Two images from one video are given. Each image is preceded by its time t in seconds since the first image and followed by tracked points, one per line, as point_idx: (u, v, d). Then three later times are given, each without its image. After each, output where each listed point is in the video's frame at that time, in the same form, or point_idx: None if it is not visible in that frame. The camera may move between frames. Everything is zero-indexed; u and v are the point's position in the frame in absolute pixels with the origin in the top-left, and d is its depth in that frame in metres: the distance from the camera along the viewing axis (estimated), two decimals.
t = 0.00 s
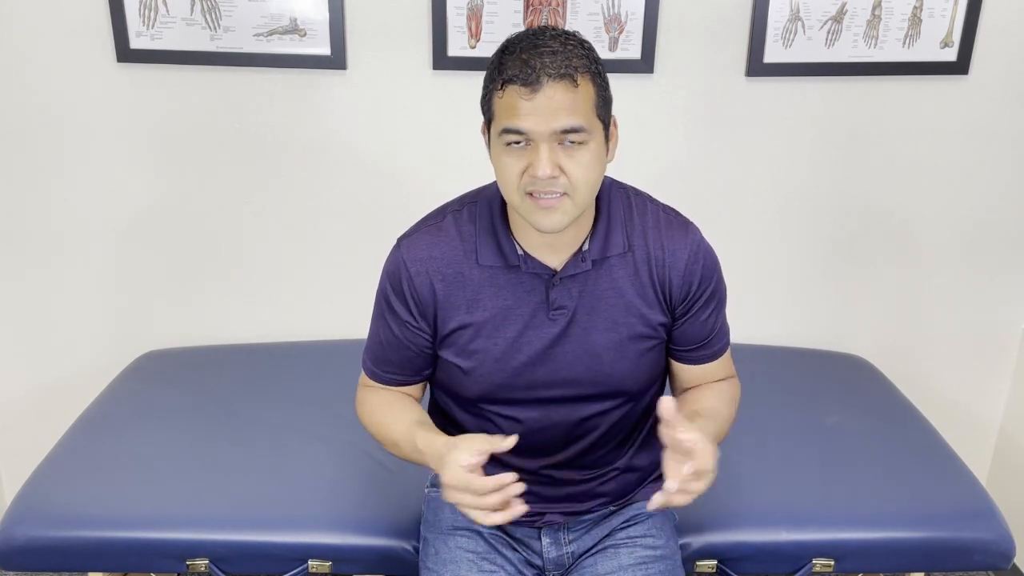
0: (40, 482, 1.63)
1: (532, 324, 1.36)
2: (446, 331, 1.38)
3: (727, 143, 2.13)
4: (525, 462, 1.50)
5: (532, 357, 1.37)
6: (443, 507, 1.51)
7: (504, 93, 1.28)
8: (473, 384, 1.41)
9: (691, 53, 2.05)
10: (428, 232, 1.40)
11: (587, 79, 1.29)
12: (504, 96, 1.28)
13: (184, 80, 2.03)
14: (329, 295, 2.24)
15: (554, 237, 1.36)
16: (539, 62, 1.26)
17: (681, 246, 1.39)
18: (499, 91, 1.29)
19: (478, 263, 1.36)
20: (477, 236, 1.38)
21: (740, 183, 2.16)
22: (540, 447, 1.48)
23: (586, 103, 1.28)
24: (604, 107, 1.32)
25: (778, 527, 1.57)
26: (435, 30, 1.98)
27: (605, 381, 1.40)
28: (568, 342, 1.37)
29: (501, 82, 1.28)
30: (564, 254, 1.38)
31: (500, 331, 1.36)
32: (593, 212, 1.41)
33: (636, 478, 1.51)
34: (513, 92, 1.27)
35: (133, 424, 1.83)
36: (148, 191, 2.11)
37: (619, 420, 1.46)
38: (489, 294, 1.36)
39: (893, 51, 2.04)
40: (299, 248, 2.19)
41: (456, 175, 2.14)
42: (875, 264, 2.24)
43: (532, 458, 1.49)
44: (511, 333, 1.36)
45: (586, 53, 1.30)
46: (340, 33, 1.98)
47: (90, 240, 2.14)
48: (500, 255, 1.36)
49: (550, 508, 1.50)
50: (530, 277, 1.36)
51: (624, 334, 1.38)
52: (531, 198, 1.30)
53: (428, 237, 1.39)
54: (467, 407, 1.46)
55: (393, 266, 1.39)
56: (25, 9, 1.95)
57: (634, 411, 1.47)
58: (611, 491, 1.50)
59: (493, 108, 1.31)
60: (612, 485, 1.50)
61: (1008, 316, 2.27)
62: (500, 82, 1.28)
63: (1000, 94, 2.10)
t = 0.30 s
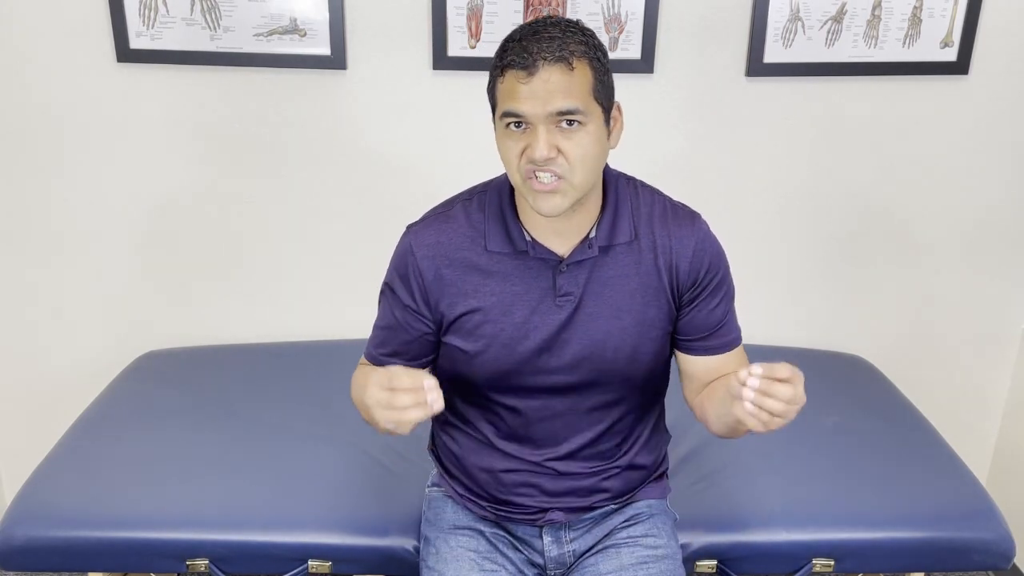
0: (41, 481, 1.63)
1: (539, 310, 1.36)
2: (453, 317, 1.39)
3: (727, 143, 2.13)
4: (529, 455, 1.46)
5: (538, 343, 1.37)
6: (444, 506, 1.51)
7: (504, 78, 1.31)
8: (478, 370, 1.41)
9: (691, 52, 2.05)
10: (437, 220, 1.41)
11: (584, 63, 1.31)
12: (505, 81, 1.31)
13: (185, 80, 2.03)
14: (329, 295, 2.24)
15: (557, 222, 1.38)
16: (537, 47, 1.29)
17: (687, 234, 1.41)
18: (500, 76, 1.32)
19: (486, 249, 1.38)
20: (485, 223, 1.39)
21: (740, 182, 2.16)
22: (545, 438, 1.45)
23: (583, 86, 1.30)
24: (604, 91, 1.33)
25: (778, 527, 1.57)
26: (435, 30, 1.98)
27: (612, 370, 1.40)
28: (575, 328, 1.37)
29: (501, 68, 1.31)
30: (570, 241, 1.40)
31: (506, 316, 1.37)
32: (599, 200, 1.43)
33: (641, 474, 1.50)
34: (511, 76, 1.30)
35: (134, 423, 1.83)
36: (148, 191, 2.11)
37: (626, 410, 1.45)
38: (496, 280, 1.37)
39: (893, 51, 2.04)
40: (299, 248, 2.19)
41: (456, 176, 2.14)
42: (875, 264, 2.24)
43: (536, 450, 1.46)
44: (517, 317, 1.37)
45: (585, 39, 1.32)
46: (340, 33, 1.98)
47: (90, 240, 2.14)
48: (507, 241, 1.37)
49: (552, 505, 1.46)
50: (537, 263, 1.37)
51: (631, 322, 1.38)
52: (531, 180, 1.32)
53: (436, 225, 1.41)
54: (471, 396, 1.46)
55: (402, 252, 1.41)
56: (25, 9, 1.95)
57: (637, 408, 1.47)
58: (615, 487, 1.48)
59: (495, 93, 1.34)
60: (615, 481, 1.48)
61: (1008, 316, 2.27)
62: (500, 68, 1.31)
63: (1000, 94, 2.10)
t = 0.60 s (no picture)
0: (40, 482, 1.63)
1: (544, 302, 1.37)
2: (459, 311, 1.39)
3: (727, 143, 2.13)
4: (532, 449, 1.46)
5: (542, 335, 1.38)
6: (444, 506, 1.51)
7: (508, 77, 1.30)
8: (483, 361, 1.42)
9: (691, 53, 2.05)
10: (443, 215, 1.41)
11: (587, 64, 1.30)
12: (507, 79, 1.31)
13: (184, 81, 2.03)
14: (329, 294, 2.24)
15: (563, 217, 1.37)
16: (541, 48, 1.29)
17: (686, 228, 1.42)
18: (504, 74, 1.32)
19: (491, 242, 1.37)
20: (491, 217, 1.39)
21: (741, 183, 2.16)
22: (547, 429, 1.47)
23: (585, 86, 1.30)
24: (606, 90, 1.33)
25: (778, 527, 1.57)
26: (435, 30, 1.98)
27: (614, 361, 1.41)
28: (580, 319, 1.38)
29: (505, 67, 1.30)
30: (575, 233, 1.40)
31: (512, 308, 1.37)
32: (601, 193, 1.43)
33: (642, 470, 1.51)
34: (515, 76, 1.29)
35: (134, 423, 1.83)
36: (148, 191, 2.11)
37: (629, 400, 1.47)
38: (502, 272, 1.37)
39: (893, 51, 2.04)
40: (299, 248, 2.19)
41: (456, 176, 2.14)
42: (875, 264, 2.24)
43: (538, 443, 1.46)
44: (523, 310, 1.37)
45: (589, 39, 1.31)
46: (340, 32, 1.98)
47: (89, 240, 2.14)
48: (513, 234, 1.37)
49: (553, 502, 1.46)
50: (542, 256, 1.37)
51: (633, 314, 1.39)
52: (532, 177, 1.32)
53: (443, 220, 1.40)
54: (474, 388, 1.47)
55: (408, 247, 1.40)
56: (26, 9, 1.95)
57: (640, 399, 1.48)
58: (615, 485, 1.48)
59: (499, 91, 1.34)
60: (616, 478, 1.48)
61: (1008, 315, 2.27)
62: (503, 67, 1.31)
63: (1000, 94, 2.10)
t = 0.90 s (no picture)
0: (40, 482, 1.63)
1: (541, 305, 1.37)
2: (456, 314, 1.39)
3: (727, 143, 2.13)
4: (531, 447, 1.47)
5: (539, 338, 1.38)
6: (444, 507, 1.51)
7: (505, 85, 1.30)
8: (480, 364, 1.42)
9: (691, 53, 2.05)
10: (440, 218, 1.41)
11: (584, 75, 1.30)
12: (503, 87, 1.31)
13: (184, 80, 2.03)
14: (329, 294, 2.24)
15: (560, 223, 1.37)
16: (537, 57, 1.28)
17: (684, 230, 1.41)
18: (500, 82, 1.32)
19: (488, 245, 1.37)
20: (488, 219, 1.39)
21: (741, 183, 2.16)
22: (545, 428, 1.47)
23: (581, 97, 1.29)
24: (603, 99, 1.32)
25: (778, 528, 1.57)
26: (435, 29, 1.98)
27: (611, 363, 1.42)
28: (577, 323, 1.38)
29: (501, 75, 1.30)
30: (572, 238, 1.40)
31: (509, 311, 1.37)
32: (598, 196, 1.43)
33: (642, 468, 1.52)
34: (511, 84, 1.29)
35: (133, 423, 1.83)
36: (148, 191, 2.11)
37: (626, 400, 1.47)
38: (499, 276, 1.37)
39: (893, 51, 2.04)
40: (299, 248, 2.19)
41: (456, 177, 2.14)
42: (875, 264, 2.24)
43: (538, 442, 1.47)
44: (519, 313, 1.37)
45: (586, 47, 1.31)
46: (340, 32, 1.98)
47: (89, 240, 2.14)
48: (509, 237, 1.37)
49: (553, 502, 1.46)
50: (539, 259, 1.37)
51: (630, 317, 1.39)
52: (527, 186, 1.32)
53: (440, 223, 1.40)
54: (470, 389, 1.47)
55: (405, 250, 1.40)
56: (26, 9, 1.95)
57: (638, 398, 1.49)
58: (615, 484, 1.49)
59: (495, 98, 1.33)
60: (616, 476, 1.49)
61: (1008, 315, 2.27)
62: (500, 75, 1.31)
63: (1000, 94, 2.10)
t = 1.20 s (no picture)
0: (40, 482, 1.63)
1: (540, 308, 1.37)
2: (454, 316, 1.39)
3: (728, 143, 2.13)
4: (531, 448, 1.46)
5: (537, 341, 1.38)
6: (444, 507, 1.51)
7: (509, 83, 1.30)
8: (478, 367, 1.42)
9: (691, 53, 2.05)
10: (439, 220, 1.41)
11: (588, 74, 1.30)
12: (507, 85, 1.31)
13: (184, 80, 2.03)
14: (329, 294, 2.24)
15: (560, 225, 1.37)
16: (543, 56, 1.28)
17: (684, 235, 1.41)
18: (504, 80, 1.32)
19: (487, 247, 1.37)
20: (487, 221, 1.39)
21: (740, 183, 2.16)
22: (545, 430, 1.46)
23: (585, 97, 1.29)
24: (606, 100, 1.33)
25: (778, 528, 1.57)
26: (435, 29, 1.98)
27: (610, 368, 1.42)
28: (575, 326, 1.38)
29: (506, 73, 1.30)
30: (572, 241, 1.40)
31: (508, 314, 1.37)
32: (599, 199, 1.43)
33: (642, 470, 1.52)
34: (515, 82, 1.30)
35: (133, 424, 1.83)
36: (148, 191, 2.11)
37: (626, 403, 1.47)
38: (497, 278, 1.37)
39: (893, 51, 2.04)
40: (299, 248, 2.19)
41: (456, 176, 2.14)
42: (875, 264, 2.24)
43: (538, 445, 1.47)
44: (517, 316, 1.37)
45: (591, 48, 1.31)
46: (340, 32, 1.98)
47: (89, 240, 2.14)
48: (508, 240, 1.37)
49: (553, 502, 1.47)
50: (537, 262, 1.37)
51: (628, 322, 1.39)
52: (529, 186, 1.32)
53: (439, 224, 1.40)
54: (468, 392, 1.47)
55: (404, 252, 1.40)
56: (25, 9, 1.95)
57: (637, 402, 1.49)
58: (615, 485, 1.49)
59: (499, 96, 1.34)
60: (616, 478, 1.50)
61: (1008, 315, 2.27)
62: (505, 73, 1.31)
63: (1000, 94, 2.10)
